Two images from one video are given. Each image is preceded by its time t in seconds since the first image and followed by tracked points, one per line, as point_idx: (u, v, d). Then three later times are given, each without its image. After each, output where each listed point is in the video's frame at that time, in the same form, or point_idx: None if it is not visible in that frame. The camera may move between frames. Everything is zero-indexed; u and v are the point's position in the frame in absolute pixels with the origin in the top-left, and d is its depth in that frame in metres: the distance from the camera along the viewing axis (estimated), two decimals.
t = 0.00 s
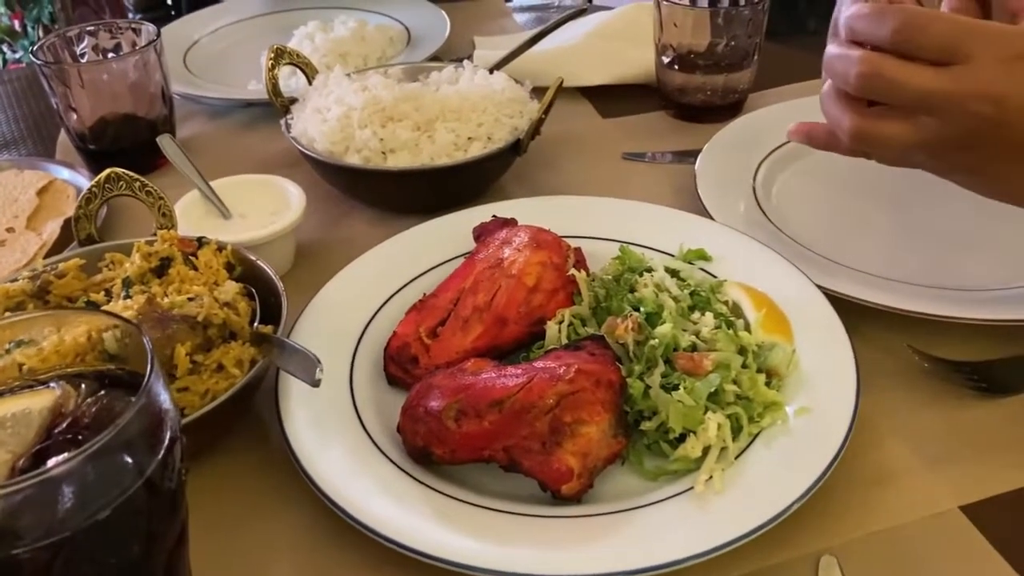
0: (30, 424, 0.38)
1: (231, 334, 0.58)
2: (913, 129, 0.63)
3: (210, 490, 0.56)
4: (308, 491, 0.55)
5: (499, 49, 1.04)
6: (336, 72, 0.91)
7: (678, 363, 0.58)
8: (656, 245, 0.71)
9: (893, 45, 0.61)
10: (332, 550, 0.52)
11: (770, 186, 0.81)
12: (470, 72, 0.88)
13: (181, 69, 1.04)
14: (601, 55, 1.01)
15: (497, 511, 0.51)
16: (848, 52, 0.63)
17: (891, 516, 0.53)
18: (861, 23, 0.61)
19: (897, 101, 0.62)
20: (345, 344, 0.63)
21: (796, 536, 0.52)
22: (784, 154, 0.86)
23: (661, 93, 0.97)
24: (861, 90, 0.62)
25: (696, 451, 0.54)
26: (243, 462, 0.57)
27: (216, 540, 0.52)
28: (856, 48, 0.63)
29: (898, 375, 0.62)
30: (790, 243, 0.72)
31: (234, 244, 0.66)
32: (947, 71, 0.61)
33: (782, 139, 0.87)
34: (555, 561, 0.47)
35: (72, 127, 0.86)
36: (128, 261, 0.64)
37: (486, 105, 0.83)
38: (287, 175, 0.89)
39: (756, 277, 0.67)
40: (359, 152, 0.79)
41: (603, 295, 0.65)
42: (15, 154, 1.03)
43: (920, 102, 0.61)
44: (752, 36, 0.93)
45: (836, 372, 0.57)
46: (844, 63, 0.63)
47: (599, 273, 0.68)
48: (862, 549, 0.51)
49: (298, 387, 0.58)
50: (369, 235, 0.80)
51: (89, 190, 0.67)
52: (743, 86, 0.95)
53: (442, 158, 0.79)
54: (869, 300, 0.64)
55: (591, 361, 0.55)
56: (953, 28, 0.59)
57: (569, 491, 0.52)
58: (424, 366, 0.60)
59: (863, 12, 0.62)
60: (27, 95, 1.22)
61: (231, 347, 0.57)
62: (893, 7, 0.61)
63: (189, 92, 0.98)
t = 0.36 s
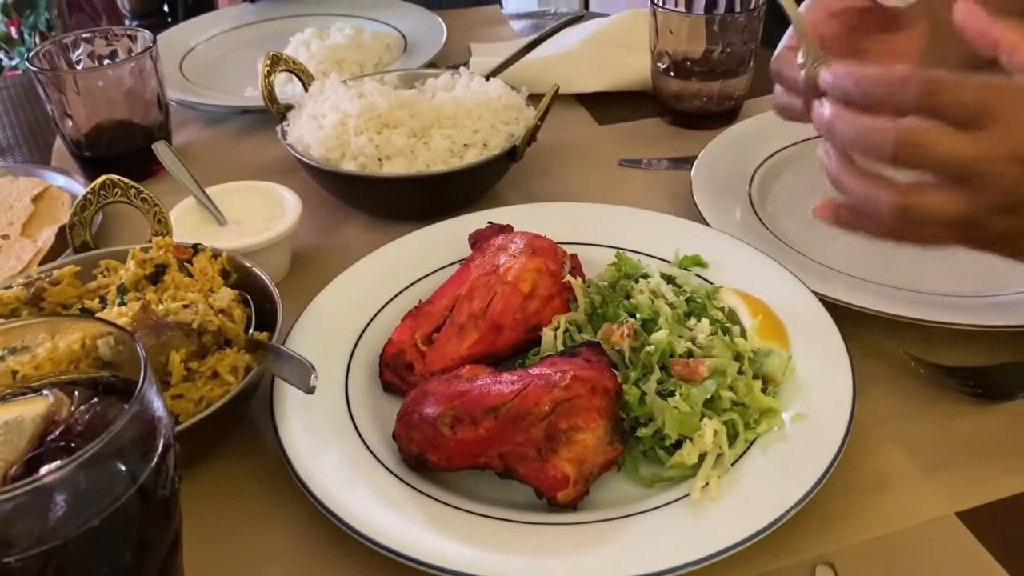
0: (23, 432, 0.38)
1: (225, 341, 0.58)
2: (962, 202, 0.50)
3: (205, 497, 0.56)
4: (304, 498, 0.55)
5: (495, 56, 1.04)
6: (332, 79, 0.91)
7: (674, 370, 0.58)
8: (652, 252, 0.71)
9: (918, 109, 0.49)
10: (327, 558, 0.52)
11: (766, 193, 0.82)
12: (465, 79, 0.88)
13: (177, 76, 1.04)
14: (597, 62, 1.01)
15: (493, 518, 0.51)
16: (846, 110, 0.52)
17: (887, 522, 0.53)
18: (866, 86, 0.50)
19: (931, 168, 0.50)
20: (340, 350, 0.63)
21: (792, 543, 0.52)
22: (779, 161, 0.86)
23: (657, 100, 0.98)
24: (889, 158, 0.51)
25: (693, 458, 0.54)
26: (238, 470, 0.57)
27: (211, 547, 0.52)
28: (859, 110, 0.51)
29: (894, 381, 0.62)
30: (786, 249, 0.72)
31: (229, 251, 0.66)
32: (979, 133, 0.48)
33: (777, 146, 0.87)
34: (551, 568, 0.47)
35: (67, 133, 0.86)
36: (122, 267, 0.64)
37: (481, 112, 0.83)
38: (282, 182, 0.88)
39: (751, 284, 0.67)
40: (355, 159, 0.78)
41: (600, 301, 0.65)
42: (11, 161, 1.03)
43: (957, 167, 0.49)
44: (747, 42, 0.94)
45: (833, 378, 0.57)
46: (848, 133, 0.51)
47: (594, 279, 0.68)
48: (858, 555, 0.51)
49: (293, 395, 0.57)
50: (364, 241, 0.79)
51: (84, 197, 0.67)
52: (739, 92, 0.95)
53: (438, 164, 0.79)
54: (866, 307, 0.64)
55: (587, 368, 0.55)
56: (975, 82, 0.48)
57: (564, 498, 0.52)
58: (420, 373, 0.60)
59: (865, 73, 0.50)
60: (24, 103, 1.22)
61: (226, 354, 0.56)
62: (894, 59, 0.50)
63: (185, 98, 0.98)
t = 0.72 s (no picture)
0: (41, 441, 0.39)
1: (236, 353, 0.58)
2: (984, 304, 0.60)
3: (214, 508, 0.56)
4: (313, 510, 0.56)
5: (501, 74, 1.05)
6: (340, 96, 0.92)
7: (678, 385, 0.59)
8: (655, 267, 0.72)
9: (934, 223, 0.60)
10: (336, 569, 0.52)
11: (768, 209, 0.82)
12: (472, 97, 0.90)
13: (187, 92, 1.06)
14: (602, 80, 1.03)
15: (499, 530, 0.52)
16: (866, 220, 0.61)
17: (889, 536, 0.53)
18: (883, 196, 0.60)
19: (949, 279, 0.60)
20: (348, 363, 0.64)
21: (795, 556, 0.52)
22: (781, 178, 0.87)
23: (661, 117, 0.99)
24: (913, 268, 0.60)
25: (696, 471, 0.54)
26: (247, 481, 0.58)
27: (221, 557, 0.53)
28: (878, 221, 0.61)
29: (894, 397, 0.63)
30: (789, 266, 0.73)
31: (239, 265, 0.67)
32: (997, 241, 0.59)
33: (779, 164, 0.88)
34: None
35: (80, 148, 0.87)
36: (134, 280, 0.65)
37: (488, 129, 0.84)
38: (291, 197, 0.90)
39: (753, 300, 0.67)
40: (364, 175, 0.80)
41: (604, 316, 0.66)
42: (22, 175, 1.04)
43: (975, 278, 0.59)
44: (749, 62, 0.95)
45: (835, 393, 0.58)
46: (869, 241, 0.60)
47: (599, 293, 0.69)
48: (861, 568, 0.52)
49: (302, 407, 0.58)
50: (372, 256, 0.81)
51: (97, 211, 0.68)
52: (742, 110, 0.96)
53: (445, 180, 0.80)
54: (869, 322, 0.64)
55: (592, 382, 0.56)
56: (988, 197, 0.59)
57: (569, 510, 0.53)
58: (427, 386, 0.61)
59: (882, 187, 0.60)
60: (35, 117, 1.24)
61: (237, 366, 0.57)
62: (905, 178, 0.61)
63: (195, 114, 0.99)
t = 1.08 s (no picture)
0: (123, 479, 0.46)
1: (291, 403, 0.61)
2: (1015, 390, 0.63)
3: (264, 551, 0.59)
4: (358, 555, 0.58)
5: (538, 141, 1.10)
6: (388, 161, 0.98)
7: (709, 443, 0.61)
8: (687, 329, 0.75)
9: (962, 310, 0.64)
10: None
11: (796, 275, 0.85)
12: (511, 163, 0.94)
13: (240, 154, 1.12)
14: (635, 148, 1.07)
15: None
16: (899, 302, 0.64)
17: None
18: (916, 280, 0.64)
19: (974, 366, 0.64)
20: (393, 414, 0.67)
21: None
22: (809, 245, 0.90)
23: (692, 185, 1.03)
24: (940, 351, 0.63)
25: (726, 526, 0.56)
26: (295, 526, 0.61)
27: None
28: (911, 304, 0.64)
29: (920, 459, 0.65)
30: (816, 330, 0.75)
31: (292, 320, 0.71)
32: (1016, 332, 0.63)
33: (806, 231, 0.91)
34: None
35: (141, 206, 0.93)
36: (193, 332, 0.69)
37: (527, 194, 0.88)
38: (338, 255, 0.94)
39: (781, 363, 0.70)
40: (409, 236, 0.85)
41: (637, 374, 0.68)
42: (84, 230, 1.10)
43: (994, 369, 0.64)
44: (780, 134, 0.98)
45: (860, 455, 0.60)
46: (900, 322, 0.64)
47: (632, 352, 0.71)
48: None
49: (350, 457, 0.61)
50: (414, 312, 0.84)
51: (162, 267, 0.73)
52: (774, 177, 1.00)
53: (485, 242, 0.84)
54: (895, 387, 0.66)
55: (626, 438, 0.58)
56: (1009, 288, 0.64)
57: (603, 561, 0.55)
58: (467, 438, 0.63)
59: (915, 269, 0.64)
60: (94, 175, 1.30)
61: (290, 417, 0.61)
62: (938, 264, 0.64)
63: (248, 174, 1.05)
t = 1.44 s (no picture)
0: (181, 522, 0.49)
1: (333, 452, 0.64)
2: None
3: None
4: None
5: (575, 200, 1.13)
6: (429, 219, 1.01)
7: (741, 502, 0.62)
8: (721, 389, 0.77)
9: (997, 388, 0.63)
10: None
11: (828, 337, 0.87)
12: (548, 222, 0.97)
13: (287, 208, 1.16)
14: (670, 209, 1.10)
15: None
16: (934, 378, 0.64)
17: None
18: (952, 356, 0.63)
19: (1010, 445, 0.62)
20: (432, 464, 0.69)
21: None
22: (841, 308, 0.91)
23: (726, 246, 1.05)
24: (973, 429, 0.63)
25: None
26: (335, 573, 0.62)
27: None
28: (946, 380, 0.64)
29: (953, 524, 0.65)
30: (848, 393, 0.76)
31: (336, 370, 0.74)
32: None
33: (838, 295, 0.93)
34: None
35: (192, 257, 0.97)
36: (242, 380, 0.72)
37: (563, 252, 0.90)
38: (378, 308, 0.97)
39: (814, 425, 0.71)
40: (448, 291, 0.87)
41: (671, 433, 0.70)
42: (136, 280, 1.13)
43: None
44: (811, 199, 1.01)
45: (892, 518, 0.61)
46: (934, 397, 0.63)
47: (666, 411, 0.73)
48: None
49: (390, 506, 0.63)
50: (452, 365, 0.87)
51: (214, 317, 0.77)
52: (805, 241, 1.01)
53: (522, 298, 0.87)
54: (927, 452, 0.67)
55: (660, 495, 0.59)
56: None
57: None
58: (504, 491, 0.65)
59: (951, 345, 0.64)
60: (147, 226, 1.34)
61: (334, 465, 0.63)
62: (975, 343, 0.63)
63: (294, 228, 1.09)
